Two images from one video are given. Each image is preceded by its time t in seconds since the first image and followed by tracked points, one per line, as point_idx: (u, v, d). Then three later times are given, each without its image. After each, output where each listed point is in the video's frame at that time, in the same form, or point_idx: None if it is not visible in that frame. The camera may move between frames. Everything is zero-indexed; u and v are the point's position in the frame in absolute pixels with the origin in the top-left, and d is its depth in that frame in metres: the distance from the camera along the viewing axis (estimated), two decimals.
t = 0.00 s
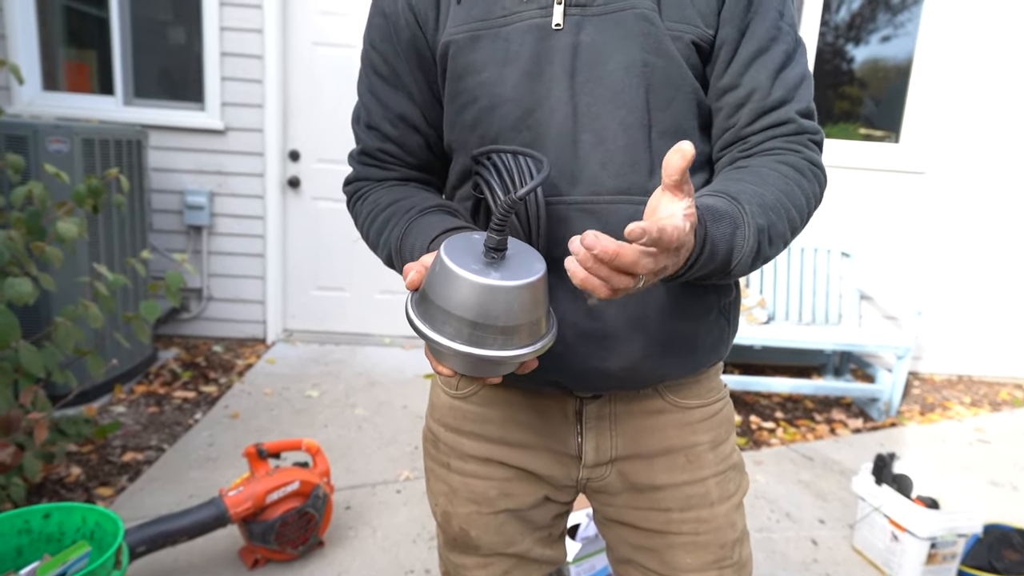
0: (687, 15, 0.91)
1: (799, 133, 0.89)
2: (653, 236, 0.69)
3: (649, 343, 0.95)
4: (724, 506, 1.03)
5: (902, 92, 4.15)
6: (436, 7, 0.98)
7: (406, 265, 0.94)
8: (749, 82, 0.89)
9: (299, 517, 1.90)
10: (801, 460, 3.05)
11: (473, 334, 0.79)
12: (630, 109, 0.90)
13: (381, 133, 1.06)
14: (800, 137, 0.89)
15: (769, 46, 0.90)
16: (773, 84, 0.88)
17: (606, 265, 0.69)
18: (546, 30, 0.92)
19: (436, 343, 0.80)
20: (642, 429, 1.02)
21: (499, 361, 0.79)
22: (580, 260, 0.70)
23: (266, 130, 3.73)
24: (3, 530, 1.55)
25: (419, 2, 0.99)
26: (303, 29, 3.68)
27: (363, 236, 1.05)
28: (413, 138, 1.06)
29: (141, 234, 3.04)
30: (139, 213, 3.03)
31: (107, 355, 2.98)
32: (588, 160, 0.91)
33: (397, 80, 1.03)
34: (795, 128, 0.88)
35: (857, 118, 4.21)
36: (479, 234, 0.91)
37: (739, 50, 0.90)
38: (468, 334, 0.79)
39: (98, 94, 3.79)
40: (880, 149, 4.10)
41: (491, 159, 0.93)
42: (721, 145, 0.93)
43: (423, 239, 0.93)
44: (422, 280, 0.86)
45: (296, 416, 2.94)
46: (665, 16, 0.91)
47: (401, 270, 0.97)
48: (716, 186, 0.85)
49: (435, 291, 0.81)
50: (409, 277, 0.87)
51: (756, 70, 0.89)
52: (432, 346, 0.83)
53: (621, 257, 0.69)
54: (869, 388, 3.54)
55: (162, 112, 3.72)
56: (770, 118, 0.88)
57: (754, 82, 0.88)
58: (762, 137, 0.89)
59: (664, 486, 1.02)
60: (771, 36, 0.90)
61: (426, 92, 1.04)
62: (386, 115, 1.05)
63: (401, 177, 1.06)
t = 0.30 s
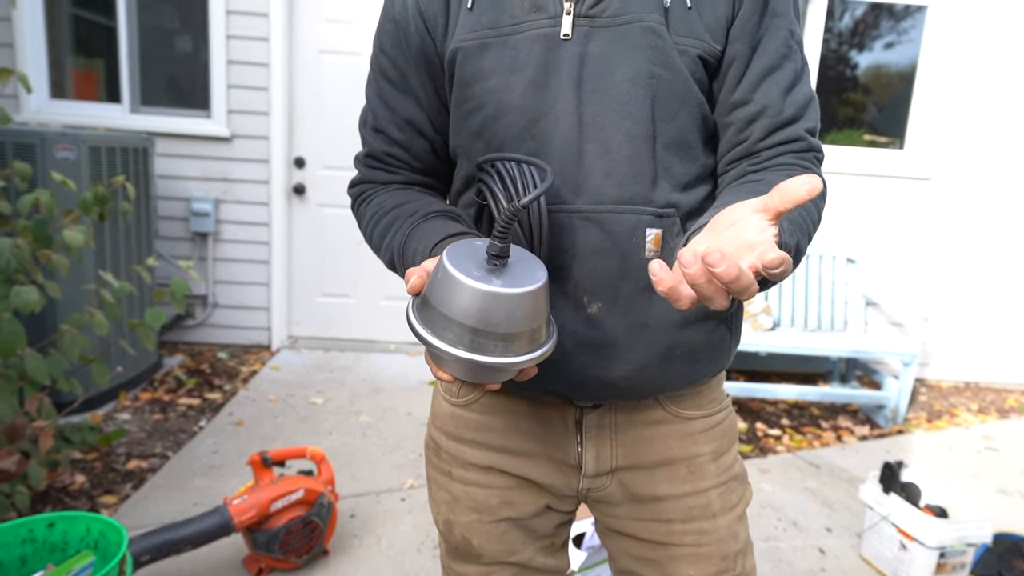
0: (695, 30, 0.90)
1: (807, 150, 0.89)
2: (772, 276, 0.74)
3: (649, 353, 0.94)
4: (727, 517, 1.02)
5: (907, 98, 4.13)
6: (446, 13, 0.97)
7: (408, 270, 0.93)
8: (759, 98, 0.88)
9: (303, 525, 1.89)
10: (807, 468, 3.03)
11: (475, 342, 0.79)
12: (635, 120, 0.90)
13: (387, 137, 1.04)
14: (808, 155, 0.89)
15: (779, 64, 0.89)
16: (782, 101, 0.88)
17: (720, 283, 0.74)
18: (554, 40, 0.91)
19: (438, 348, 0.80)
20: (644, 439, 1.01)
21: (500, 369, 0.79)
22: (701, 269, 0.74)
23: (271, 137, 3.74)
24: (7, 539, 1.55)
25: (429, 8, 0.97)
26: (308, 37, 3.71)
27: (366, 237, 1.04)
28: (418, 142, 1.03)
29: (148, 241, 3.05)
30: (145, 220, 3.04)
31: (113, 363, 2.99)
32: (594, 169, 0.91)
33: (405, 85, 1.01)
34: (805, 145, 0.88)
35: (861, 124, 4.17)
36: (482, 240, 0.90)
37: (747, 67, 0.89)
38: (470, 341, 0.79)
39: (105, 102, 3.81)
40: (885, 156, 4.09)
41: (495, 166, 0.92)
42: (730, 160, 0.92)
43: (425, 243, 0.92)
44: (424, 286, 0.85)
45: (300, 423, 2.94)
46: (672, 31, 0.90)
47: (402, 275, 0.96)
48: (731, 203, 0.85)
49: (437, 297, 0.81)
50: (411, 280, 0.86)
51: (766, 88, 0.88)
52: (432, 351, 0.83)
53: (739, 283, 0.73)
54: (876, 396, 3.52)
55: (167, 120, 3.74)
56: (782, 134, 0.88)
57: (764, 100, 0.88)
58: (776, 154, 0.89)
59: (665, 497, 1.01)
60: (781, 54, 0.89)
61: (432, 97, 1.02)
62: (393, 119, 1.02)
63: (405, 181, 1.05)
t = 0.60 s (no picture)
0: (694, 58, 0.93)
1: (801, 174, 0.92)
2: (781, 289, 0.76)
3: (653, 369, 0.96)
4: (728, 531, 1.03)
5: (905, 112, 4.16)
6: (455, 39, 0.98)
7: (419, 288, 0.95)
8: (755, 124, 0.91)
9: (309, 542, 1.90)
10: (811, 481, 3.03)
11: (490, 354, 0.81)
12: (638, 144, 0.92)
13: (394, 159, 1.05)
14: (802, 179, 0.92)
15: (775, 92, 0.92)
16: (778, 127, 0.91)
17: (731, 296, 0.75)
18: (560, 67, 0.94)
19: (453, 360, 0.82)
20: (646, 455, 1.03)
21: (513, 381, 0.82)
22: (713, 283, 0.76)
23: (274, 155, 3.78)
24: (17, 558, 1.56)
25: (439, 35, 0.98)
26: (312, 57, 3.77)
27: (373, 259, 1.05)
28: (425, 165, 1.05)
29: (153, 259, 3.08)
30: (151, 239, 3.07)
31: (119, 381, 3.01)
32: (598, 191, 0.94)
33: (414, 109, 1.02)
34: (799, 170, 0.91)
35: (860, 137, 4.20)
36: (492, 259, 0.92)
37: (746, 95, 0.92)
38: (485, 354, 0.82)
39: (110, 121, 3.85)
40: (884, 169, 4.12)
41: (506, 186, 0.93)
42: (727, 183, 0.95)
43: (436, 262, 0.94)
44: (439, 302, 0.87)
45: (305, 439, 2.95)
46: (673, 60, 0.93)
47: (412, 293, 0.97)
48: (730, 222, 0.87)
49: (454, 310, 0.83)
50: (425, 297, 0.87)
51: (763, 114, 0.91)
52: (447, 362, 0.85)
53: (749, 296, 0.75)
54: (878, 408, 3.53)
55: (171, 138, 3.78)
56: (777, 159, 0.91)
57: (760, 126, 0.91)
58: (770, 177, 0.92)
59: (668, 512, 1.03)
60: (776, 82, 0.92)
61: (440, 121, 1.03)
62: (401, 141, 1.03)
63: (412, 203, 1.05)
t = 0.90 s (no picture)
0: (676, 100, 0.99)
1: (775, 207, 1.00)
2: (760, 315, 0.82)
3: (642, 389, 1.01)
4: (716, 543, 1.07)
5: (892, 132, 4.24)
6: (453, 81, 1.04)
7: (420, 316, 0.99)
8: (733, 161, 0.98)
9: (312, 564, 1.92)
10: (808, 497, 3.06)
11: (490, 375, 0.86)
12: (626, 179, 0.98)
13: (394, 193, 1.09)
14: (776, 212, 0.99)
15: (751, 131, 0.99)
16: (754, 163, 0.98)
17: (715, 322, 0.80)
18: (552, 108, 1.00)
19: (456, 382, 0.87)
20: (636, 471, 1.07)
21: (512, 400, 0.86)
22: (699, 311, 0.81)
23: (274, 182, 3.84)
24: None
25: (438, 78, 1.04)
26: (310, 86, 3.86)
27: (374, 288, 1.09)
28: (424, 198, 1.09)
29: (155, 286, 3.12)
30: (154, 267, 3.12)
31: (122, 409, 3.04)
32: (589, 223, 0.99)
33: (413, 146, 1.07)
34: (773, 203, 0.98)
35: (850, 156, 4.26)
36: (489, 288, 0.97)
37: (724, 133, 0.99)
38: (486, 375, 0.86)
39: (111, 151, 3.92)
40: (873, 188, 4.20)
41: (502, 220, 0.99)
42: (708, 215, 1.02)
43: (435, 291, 0.99)
44: (441, 328, 0.92)
45: (306, 463, 2.98)
46: (657, 101, 0.99)
47: (413, 321, 1.02)
48: (713, 251, 0.94)
49: (455, 334, 0.88)
50: (429, 324, 0.93)
51: (740, 151, 0.98)
52: (450, 383, 0.90)
53: (732, 321, 0.80)
54: (873, 424, 3.56)
55: (172, 167, 3.85)
56: (753, 193, 0.98)
57: (738, 163, 0.98)
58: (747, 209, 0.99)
59: (657, 526, 1.07)
60: (751, 122, 0.99)
61: (438, 157, 1.08)
62: (400, 175, 1.08)
63: (411, 234, 1.10)
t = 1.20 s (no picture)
0: (651, 147, 1.10)
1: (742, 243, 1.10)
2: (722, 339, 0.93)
3: (622, 409, 1.10)
4: (694, 551, 1.16)
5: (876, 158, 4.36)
6: (450, 130, 1.15)
7: (421, 343, 1.08)
8: (702, 202, 1.09)
9: None
10: (798, 516, 3.13)
11: (488, 397, 0.95)
12: (607, 218, 1.08)
13: (395, 231, 1.18)
14: (742, 247, 1.10)
15: (719, 175, 1.10)
16: (721, 205, 1.09)
17: (687, 351, 0.92)
18: (541, 154, 1.11)
19: (457, 401, 0.96)
20: (619, 485, 1.16)
21: (508, 417, 0.95)
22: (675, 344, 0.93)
23: (275, 211, 3.95)
24: None
25: (436, 128, 1.15)
26: (310, 118, 3.98)
27: (376, 317, 1.18)
28: (422, 236, 1.19)
29: (160, 313, 3.21)
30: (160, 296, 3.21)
31: (128, 434, 3.11)
32: (573, 258, 1.09)
33: (413, 188, 1.17)
34: (739, 239, 1.09)
35: (837, 182, 4.39)
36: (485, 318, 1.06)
37: (695, 176, 1.10)
38: (485, 395, 0.95)
39: (116, 181, 4.02)
40: (858, 213, 4.32)
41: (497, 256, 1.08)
42: (681, 251, 1.12)
43: (435, 319, 1.08)
44: (444, 353, 1.02)
45: (306, 485, 3.04)
46: (634, 148, 1.10)
47: (414, 347, 1.11)
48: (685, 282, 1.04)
49: (456, 359, 0.97)
50: (431, 350, 1.03)
51: (709, 193, 1.09)
52: (452, 403, 0.99)
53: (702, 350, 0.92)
54: (862, 444, 3.64)
55: (176, 197, 3.95)
56: (721, 230, 1.09)
57: (708, 204, 1.09)
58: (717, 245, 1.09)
59: (640, 536, 1.16)
60: (718, 167, 1.11)
61: (436, 198, 1.18)
62: (400, 215, 1.17)
63: (410, 268, 1.19)
